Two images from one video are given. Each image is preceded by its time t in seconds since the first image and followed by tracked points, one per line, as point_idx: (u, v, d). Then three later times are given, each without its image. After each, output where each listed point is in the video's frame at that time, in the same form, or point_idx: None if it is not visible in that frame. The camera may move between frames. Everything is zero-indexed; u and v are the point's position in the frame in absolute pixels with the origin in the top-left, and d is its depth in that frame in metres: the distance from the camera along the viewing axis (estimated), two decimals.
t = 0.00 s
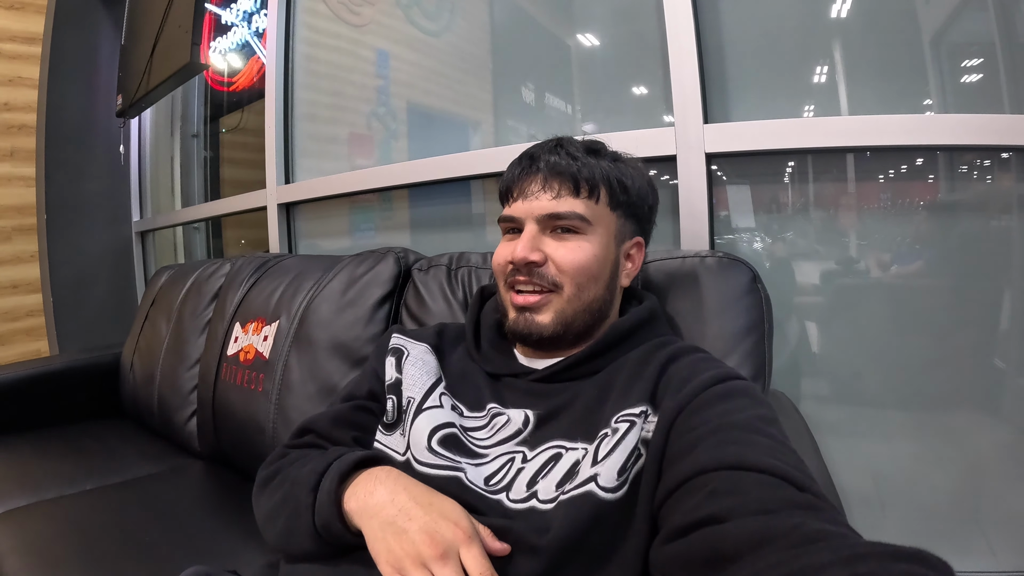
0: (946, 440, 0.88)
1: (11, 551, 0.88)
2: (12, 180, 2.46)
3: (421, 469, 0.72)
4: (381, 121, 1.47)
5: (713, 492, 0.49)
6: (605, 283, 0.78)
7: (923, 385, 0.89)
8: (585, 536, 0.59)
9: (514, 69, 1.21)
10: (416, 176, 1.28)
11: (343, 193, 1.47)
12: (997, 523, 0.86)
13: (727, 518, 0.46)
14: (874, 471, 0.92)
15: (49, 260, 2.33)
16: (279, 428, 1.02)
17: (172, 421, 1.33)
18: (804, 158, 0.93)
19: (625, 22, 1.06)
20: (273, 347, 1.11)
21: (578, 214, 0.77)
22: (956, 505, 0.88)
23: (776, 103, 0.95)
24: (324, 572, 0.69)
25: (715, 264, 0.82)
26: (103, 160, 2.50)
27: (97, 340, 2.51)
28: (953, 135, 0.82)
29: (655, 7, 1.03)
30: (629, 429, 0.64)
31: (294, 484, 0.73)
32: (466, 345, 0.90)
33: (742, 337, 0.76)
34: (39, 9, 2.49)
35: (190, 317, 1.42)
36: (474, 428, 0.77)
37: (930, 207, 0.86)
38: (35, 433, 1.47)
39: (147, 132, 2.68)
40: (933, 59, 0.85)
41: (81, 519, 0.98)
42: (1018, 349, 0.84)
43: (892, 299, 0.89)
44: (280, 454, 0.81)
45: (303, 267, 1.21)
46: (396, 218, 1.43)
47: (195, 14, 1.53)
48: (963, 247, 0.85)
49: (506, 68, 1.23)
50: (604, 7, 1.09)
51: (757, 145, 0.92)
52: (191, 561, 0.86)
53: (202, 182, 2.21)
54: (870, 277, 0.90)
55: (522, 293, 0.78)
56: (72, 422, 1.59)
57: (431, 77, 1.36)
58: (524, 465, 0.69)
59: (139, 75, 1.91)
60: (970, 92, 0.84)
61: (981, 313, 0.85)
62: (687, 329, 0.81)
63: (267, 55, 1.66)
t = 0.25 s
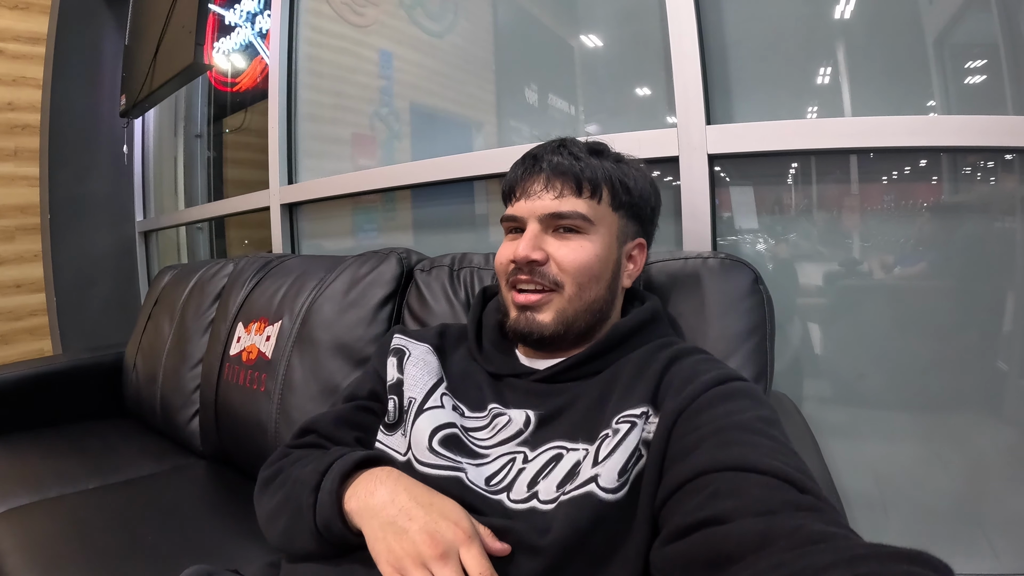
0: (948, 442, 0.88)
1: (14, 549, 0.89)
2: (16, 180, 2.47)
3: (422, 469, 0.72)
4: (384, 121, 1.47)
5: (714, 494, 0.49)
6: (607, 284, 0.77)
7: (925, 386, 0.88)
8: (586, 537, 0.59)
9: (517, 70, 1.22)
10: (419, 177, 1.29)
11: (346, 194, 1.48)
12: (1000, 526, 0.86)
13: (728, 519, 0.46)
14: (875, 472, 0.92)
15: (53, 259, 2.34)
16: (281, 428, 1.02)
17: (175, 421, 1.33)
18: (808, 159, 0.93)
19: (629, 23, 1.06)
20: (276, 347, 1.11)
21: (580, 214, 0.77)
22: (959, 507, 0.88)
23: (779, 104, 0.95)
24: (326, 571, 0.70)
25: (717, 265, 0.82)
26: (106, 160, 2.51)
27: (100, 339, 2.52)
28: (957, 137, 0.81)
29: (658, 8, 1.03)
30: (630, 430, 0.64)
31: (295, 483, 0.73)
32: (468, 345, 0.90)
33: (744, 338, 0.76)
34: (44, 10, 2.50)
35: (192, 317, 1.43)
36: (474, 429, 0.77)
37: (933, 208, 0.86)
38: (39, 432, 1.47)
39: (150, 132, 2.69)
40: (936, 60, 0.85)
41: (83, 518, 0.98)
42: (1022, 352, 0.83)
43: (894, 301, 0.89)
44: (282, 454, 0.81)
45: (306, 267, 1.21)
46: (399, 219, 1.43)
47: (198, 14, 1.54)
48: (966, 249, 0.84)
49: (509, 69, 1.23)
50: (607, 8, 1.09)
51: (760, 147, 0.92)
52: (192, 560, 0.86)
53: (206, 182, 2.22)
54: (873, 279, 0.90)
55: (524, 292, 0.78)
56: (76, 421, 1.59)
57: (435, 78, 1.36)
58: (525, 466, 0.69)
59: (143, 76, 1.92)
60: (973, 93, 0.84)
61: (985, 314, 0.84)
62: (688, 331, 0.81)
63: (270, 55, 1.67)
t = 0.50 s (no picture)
0: (951, 445, 0.87)
1: (16, 548, 0.89)
2: (20, 181, 2.48)
3: (422, 471, 0.72)
4: (388, 123, 1.47)
5: (713, 497, 0.49)
6: (608, 286, 0.77)
7: (928, 389, 0.88)
8: (585, 540, 0.59)
9: (520, 72, 1.22)
10: (422, 179, 1.29)
11: (350, 195, 1.48)
12: (1001, 528, 0.85)
13: (726, 523, 0.46)
14: (877, 475, 0.92)
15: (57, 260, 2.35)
16: (283, 429, 1.03)
17: (177, 421, 1.34)
18: (812, 161, 0.93)
19: (632, 24, 1.06)
20: (278, 349, 1.11)
21: (582, 216, 0.77)
22: (961, 510, 0.87)
23: (783, 106, 0.95)
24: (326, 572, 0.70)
25: (719, 268, 0.82)
26: (110, 161, 2.52)
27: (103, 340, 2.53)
28: (961, 138, 0.81)
29: (661, 9, 1.03)
30: (630, 433, 0.64)
31: (295, 485, 0.73)
32: (470, 347, 0.90)
33: (745, 341, 0.76)
34: (48, 11, 2.51)
35: (195, 318, 1.43)
36: (475, 431, 0.76)
37: (937, 209, 0.85)
38: (42, 432, 1.48)
39: (154, 133, 2.69)
40: (941, 61, 0.85)
41: (85, 518, 0.98)
42: None
43: (897, 303, 0.88)
44: (282, 456, 0.81)
45: (308, 269, 1.22)
46: (402, 220, 1.43)
47: (202, 16, 1.54)
48: (969, 251, 0.84)
49: (512, 70, 1.23)
50: (611, 9, 1.09)
51: (764, 148, 0.92)
52: (194, 561, 0.86)
53: (209, 183, 2.22)
54: (876, 280, 0.89)
55: (524, 294, 0.78)
56: (79, 421, 1.60)
57: (438, 79, 1.36)
58: (525, 468, 0.69)
59: (147, 77, 1.92)
60: (978, 94, 0.83)
61: (988, 317, 0.84)
62: (690, 334, 0.81)
63: (274, 56, 1.67)
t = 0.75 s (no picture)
0: (954, 446, 0.87)
1: (18, 548, 0.89)
2: (24, 181, 2.48)
3: (424, 472, 0.72)
4: (391, 124, 1.47)
5: (715, 499, 0.49)
6: (610, 288, 0.77)
7: (931, 390, 0.88)
8: (586, 541, 0.59)
9: (523, 72, 1.22)
10: (425, 180, 1.29)
11: (353, 196, 1.48)
12: (1005, 531, 0.85)
13: (727, 525, 0.46)
14: (880, 477, 0.92)
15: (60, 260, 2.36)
16: (286, 430, 1.03)
17: (180, 422, 1.34)
18: (815, 162, 0.93)
19: (635, 25, 1.06)
20: (281, 350, 1.11)
21: (585, 218, 0.77)
22: (964, 512, 0.87)
23: (786, 106, 0.95)
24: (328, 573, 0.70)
25: (721, 270, 0.82)
26: (113, 162, 2.52)
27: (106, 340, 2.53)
28: (965, 139, 0.81)
29: (664, 10, 1.03)
30: (631, 434, 0.64)
31: (297, 485, 0.73)
32: (472, 349, 0.90)
33: (747, 343, 0.76)
34: (51, 12, 2.51)
35: (198, 319, 1.43)
36: (477, 432, 0.76)
37: (941, 210, 0.85)
38: (45, 432, 1.48)
39: (158, 134, 2.70)
40: (945, 61, 0.84)
41: (87, 518, 0.98)
42: None
43: (900, 304, 0.88)
44: (284, 457, 0.81)
45: (311, 270, 1.22)
46: (405, 221, 1.43)
47: (205, 17, 1.54)
48: (972, 252, 0.84)
49: (515, 71, 1.23)
50: (614, 10, 1.09)
51: (767, 150, 0.92)
52: (196, 561, 0.86)
53: (212, 184, 2.22)
54: (879, 281, 0.89)
55: (526, 294, 0.77)
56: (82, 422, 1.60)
57: (441, 80, 1.37)
58: (526, 470, 0.69)
59: (150, 78, 1.93)
60: (981, 95, 0.83)
61: (992, 318, 0.84)
62: (692, 335, 0.80)
63: (277, 58, 1.67)
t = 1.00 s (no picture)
0: (957, 448, 0.87)
1: (21, 547, 0.89)
2: (28, 182, 2.49)
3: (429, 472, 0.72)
4: (395, 124, 1.48)
5: (716, 500, 0.48)
6: (611, 289, 0.77)
7: (933, 391, 0.87)
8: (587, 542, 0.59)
9: (526, 73, 1.22)
10: (428, 180, 1.29)
11: (357, 197, 1.48)
12: (1008, 533, 0.85)
13: (728, 526, 0.46)
14: (883, 478, 0.91)
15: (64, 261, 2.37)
16: (288, 430, 1.03)
17: (183, 421, 1.34)
18: (819, 162, 0.93)
19: (638, 26, 1.06)
20: (284, 350, 1.11)
21: (586, 219, 0.77)
22: (967, 513, 0.87)
23: (789, 107, 0.95)
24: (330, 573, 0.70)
25: (724, 270, 0.82)
26: (117, 163, 2.53)
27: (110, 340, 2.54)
28: (968, 140, 0.81)
29: (667, 11, 1.03)
30: (633, 435, 0.64)
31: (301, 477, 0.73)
32: (474, 350, 0.90)
33: (749, 344, 0.76)
34: (55, 13, 2.52)
35: (201, 319, 1.43)
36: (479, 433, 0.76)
37: (944, 211, 0.85)
38: (49, 432, 1.48)
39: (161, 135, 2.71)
40: (948, 62, 0.84)
41: (90, 517, 0.99)
42: None
43: (903, 305, 0.88)
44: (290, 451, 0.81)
45: (315, 270, 1.22)
46: (408, 222, 1.44)
47: (208, 18, 1.55)
48: (975, 253, 0.84)
49: (518, 72, 1.23)
50: (617, 11, 1.09)
51: (770, 150, 0.92)
52: (198, 560, 0.86)
53: (216, 185, 2.23)
54: (882, 282, 0.89)
55: (526, 294, 0.77)
56: (85, 422, 1.60)
57: (444, 81, 1.37)
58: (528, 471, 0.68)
59: (154, 79, 1.93)
60: (984, 96, 0.83)
61: (995, 319, 0.83)
62: (694, 336, 0.80)
63: (280, 59, 1.68)
